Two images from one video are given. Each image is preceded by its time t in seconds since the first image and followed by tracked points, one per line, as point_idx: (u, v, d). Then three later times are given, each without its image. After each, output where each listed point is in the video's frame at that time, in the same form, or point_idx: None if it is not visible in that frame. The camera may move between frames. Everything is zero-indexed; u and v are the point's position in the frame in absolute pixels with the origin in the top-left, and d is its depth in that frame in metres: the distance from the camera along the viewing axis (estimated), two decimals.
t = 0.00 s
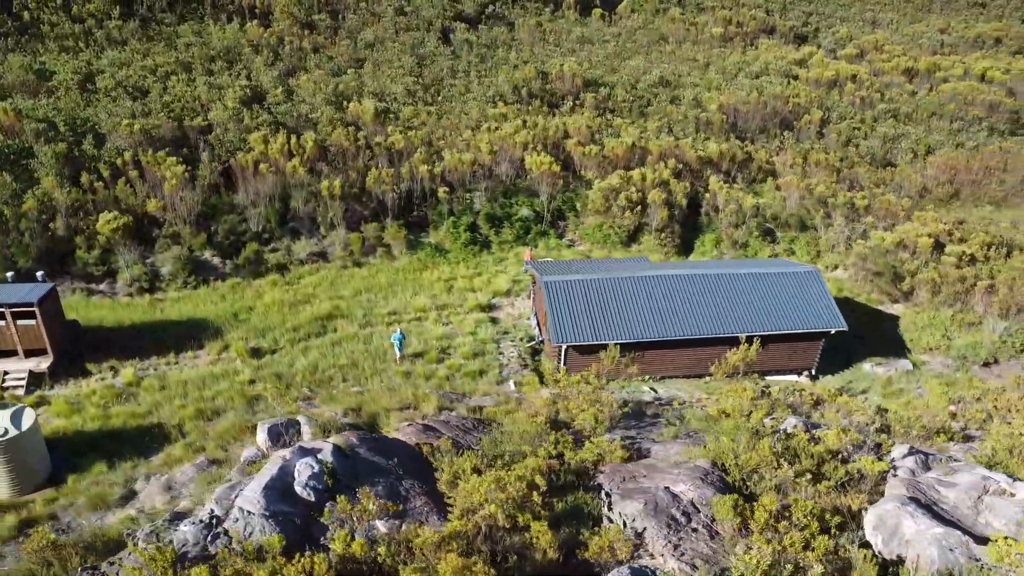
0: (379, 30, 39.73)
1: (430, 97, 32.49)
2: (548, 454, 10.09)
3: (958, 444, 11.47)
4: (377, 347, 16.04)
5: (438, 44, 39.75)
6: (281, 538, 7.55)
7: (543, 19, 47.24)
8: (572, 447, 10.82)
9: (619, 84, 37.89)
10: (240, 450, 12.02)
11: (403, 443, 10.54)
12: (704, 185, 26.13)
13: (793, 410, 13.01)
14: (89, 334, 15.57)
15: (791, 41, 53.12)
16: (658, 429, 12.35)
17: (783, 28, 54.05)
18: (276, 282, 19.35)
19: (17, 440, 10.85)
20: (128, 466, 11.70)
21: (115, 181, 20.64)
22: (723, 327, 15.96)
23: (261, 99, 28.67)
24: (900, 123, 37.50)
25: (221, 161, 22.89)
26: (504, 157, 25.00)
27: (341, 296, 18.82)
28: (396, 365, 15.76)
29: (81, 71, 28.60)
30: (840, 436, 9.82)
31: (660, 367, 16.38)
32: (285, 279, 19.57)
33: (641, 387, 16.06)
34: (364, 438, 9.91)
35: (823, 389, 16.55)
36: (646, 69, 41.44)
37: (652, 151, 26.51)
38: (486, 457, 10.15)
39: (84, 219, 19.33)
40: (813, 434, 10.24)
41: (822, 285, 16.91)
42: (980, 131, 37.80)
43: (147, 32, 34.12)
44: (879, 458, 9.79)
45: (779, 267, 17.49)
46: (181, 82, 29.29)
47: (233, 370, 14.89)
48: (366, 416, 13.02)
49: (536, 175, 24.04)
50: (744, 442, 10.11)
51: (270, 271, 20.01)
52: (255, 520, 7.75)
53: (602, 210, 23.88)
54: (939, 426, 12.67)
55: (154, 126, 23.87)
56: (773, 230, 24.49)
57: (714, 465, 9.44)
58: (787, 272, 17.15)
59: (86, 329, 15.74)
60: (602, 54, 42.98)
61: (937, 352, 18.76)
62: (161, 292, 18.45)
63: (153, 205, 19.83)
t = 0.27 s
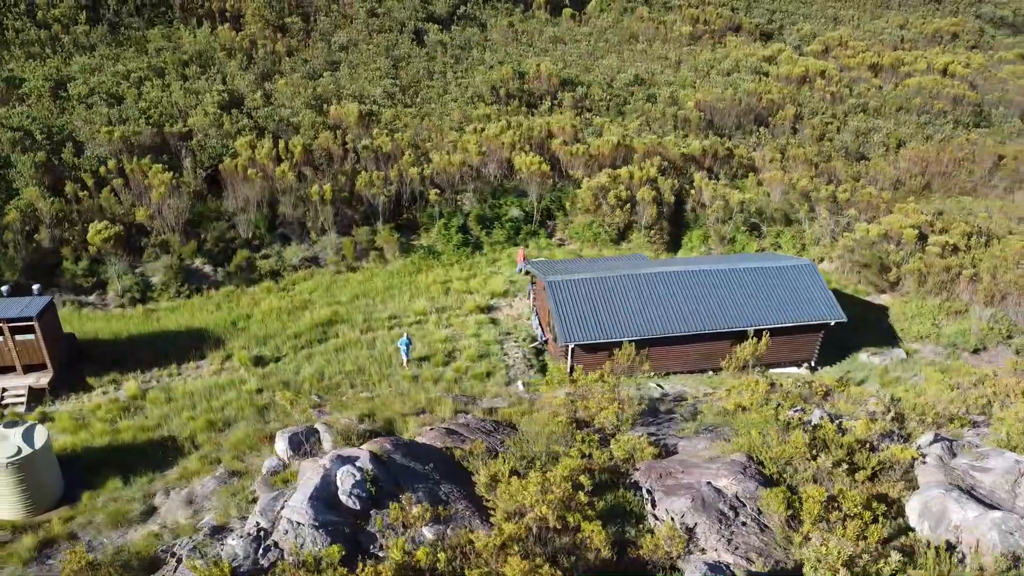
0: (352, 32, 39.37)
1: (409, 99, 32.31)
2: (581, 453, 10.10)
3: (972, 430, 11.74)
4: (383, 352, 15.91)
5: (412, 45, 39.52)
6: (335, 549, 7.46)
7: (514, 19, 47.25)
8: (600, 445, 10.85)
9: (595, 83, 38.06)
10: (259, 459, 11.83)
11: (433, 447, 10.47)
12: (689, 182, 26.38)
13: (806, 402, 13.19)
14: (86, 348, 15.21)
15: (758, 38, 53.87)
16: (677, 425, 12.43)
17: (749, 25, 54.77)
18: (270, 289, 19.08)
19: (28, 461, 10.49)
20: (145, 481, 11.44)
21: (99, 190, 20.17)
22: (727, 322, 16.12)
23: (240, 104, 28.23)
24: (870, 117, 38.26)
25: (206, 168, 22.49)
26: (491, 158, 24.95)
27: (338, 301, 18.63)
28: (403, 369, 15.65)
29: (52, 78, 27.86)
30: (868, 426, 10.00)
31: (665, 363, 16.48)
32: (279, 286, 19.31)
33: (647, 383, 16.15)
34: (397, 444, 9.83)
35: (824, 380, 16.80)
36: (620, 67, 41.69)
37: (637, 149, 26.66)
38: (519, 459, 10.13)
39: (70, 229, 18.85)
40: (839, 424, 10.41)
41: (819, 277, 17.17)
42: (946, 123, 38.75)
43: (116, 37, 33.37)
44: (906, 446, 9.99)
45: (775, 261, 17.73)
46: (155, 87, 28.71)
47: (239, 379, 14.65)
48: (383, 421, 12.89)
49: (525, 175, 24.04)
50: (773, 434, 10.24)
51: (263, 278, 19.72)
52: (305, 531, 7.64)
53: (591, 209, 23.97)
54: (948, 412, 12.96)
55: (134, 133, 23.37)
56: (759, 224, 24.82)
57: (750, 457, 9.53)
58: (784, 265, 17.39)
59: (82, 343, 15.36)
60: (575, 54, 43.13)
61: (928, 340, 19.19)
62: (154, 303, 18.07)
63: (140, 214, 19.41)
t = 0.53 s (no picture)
0: (326, 34, 38.95)
1: (388, 101, 32.08)
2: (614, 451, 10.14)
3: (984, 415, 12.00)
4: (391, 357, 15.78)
5: (387, 47, 39.23)
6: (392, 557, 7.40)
7: (486, 19, 47.16)
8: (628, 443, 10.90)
9: (572, 82, 38.16)
10: (280, 468, 11.69)
11: (465, 450, 10.43)
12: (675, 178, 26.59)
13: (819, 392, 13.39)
14: (84, 362, 14.91)
15: (725, 35, 54.49)
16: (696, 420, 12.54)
17: (716, 22, 55.34)
18: (266, 296, 18.82)
19: (42, 481, 10.16)
20: (165, 495, 11.22)
21: (84, 199, 19.71)
22: (731, 316, 16.29)
23: (219, 109, 27.77)
24: (842, 111, 38.95)
25: (191, 175, 22.11)
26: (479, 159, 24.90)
27: (337, 307, 18.45)
28: (411, 373, 15.55)
29: (22, 85, 27.09)
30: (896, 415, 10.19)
31: (670, 358, 16.59)
32: (274, 293, 19.05)
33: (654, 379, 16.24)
34: (433, 449, 9.78)
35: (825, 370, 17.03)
36: (595, 66, 41.86)
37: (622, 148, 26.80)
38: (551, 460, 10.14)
39: (57, 240, 18.38)
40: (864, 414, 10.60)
41: (817, 270, 17.45)
42: (914, 116, 39.63)
43: (85, 43, 32.58)
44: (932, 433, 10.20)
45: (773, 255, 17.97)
46: (130, 93, 28.10)
47: (247, 389, 14.43)
48: (401, 426, 12.80)
49: (515, 175, 24.03)
50: (801, 427, 10.38)
51: (258, 285, 19.45)
52: (360, 540, 7.57)
53: (581, 207, 24.06)
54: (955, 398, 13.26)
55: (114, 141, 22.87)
56: (745, 219, 25.13)
57: (783, 449, 9.66)
58: (782, 259, 17.64)
59: (81, 357, 15.01)
60: (549, 53, 43.21)
61: (918, 328, 19.61)
62: (148, 313, 17.72)
63: (130, 223, 19.01)
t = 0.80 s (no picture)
0: (298, 34, 38.45)
1: (367, 102, 31.80)
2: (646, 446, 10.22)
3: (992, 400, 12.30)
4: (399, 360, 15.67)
5: (361, 46, 38.85)
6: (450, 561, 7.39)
7: (458, 17, 46.94)
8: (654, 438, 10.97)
9: (548, 79, 38.19)
10: (302, 475, 11.55)
11: (497, 450, 10.43)
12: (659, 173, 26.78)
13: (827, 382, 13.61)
14: (85, 373, 14.58)
15: (694, 30, 54.96)
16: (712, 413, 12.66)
17: (683, 17, 55.74)
18: (262, 301, 18.56)
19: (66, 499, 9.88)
20: (188, 506, 11.03)
21: (69, 207, 19.24)
22: (733, 308, 16.47)
23: (197, 113, 27.28)
24: (813, 104, 39.56)
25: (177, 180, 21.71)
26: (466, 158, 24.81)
27: (335, 310, 18.27)
28: (418, 375, 15.48)
29: None
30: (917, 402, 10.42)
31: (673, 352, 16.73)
32: (270, 298, 18.80)
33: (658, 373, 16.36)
34: (468, 452, 9.77)
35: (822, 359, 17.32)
36: (569, 62, 41.93)
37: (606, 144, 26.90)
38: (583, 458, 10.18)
39: (45, 249, 17.92)
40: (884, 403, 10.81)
41: (811, 261, 17.74)
42: (883, 108, 40.41)
43: (52, 46, 31.71)
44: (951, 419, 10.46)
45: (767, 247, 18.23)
46: (104, 97, 27.44)
47: (256, 396, 14.23)
48: (418, 428, 12.73)
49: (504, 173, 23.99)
50: (825, 417, 10.56)
51: (252, 290, 19.18)
52: (416, 544, 7.54)
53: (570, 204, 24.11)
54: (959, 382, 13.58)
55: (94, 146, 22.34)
56: (731, 212, 25.42)
57: (813, 439, 9.83)
58: (777, 251, 17.90)
59: (81, 369, 14.68)
60: (523, 51, 43.17)
61: (907, 316, 20.03)
62: (143, 322, 17.38)
63: (119, 230, 18.61)
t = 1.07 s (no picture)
0: (269, 36, 37.89)
1: (345, 104, 31.48)
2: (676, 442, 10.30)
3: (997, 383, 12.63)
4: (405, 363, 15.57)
5: (333, 48, 38.43)
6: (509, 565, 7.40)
7: (428, 17, 46.69)
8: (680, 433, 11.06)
9: (524, 77, 38.19)
10: (326, 483, 11.44)
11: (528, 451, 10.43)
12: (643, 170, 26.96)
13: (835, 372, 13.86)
14: (87, 388, 14.23)
15: (661, 28, 55.40)
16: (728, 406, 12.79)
17: (650, 14, 56.14)
18: (258, 308, 18.31)
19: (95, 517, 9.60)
20: (212, 519, 10.85)
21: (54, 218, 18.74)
22: (733, 302, 16.67)
23: (174, 118, 26.74)
24: (784, 98, 40.15)
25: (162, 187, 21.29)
26: (452, 158, 24.71)
27: (333, 315, 18.10)
28: (426, 378, 15.40)
29: None
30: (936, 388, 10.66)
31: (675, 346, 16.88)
32: (266, 305, 18.55)
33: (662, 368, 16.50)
34: (504, 453, 9.76)
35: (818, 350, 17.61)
36: (542, 61, 41.99)
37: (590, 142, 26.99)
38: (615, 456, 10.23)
39: (32, 261, 17.44)
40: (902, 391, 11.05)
41: (805, 254, 18.05)
42: (851, 101, 41.17)
43: (17, 52, 30.81)
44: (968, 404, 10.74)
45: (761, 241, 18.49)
46: (77, 103, 26.76)
47: (265, 405, 14.04)
48: (436, 431, 12.66)
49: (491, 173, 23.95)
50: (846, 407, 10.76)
51: (246, 298, 18.89)
52: (474, 548, 7.54)
53: (559, 203, 24.16)
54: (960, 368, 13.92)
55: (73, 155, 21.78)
56: (716, 207, 25.71)
57: (841, 429, 10.01)
58: (772, 244, 18.18)
59: (83, 383, 14.34)
60: (495, 50, 43.08)
61: (895, 304, 20.47)
62: (138, 333, 17.02)
63: (108, 240, 18.19)
